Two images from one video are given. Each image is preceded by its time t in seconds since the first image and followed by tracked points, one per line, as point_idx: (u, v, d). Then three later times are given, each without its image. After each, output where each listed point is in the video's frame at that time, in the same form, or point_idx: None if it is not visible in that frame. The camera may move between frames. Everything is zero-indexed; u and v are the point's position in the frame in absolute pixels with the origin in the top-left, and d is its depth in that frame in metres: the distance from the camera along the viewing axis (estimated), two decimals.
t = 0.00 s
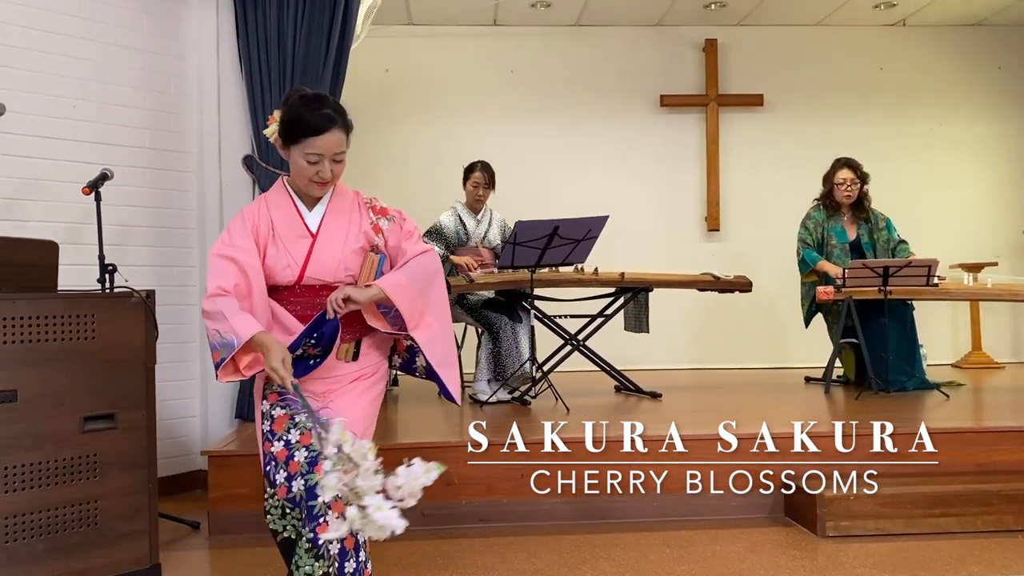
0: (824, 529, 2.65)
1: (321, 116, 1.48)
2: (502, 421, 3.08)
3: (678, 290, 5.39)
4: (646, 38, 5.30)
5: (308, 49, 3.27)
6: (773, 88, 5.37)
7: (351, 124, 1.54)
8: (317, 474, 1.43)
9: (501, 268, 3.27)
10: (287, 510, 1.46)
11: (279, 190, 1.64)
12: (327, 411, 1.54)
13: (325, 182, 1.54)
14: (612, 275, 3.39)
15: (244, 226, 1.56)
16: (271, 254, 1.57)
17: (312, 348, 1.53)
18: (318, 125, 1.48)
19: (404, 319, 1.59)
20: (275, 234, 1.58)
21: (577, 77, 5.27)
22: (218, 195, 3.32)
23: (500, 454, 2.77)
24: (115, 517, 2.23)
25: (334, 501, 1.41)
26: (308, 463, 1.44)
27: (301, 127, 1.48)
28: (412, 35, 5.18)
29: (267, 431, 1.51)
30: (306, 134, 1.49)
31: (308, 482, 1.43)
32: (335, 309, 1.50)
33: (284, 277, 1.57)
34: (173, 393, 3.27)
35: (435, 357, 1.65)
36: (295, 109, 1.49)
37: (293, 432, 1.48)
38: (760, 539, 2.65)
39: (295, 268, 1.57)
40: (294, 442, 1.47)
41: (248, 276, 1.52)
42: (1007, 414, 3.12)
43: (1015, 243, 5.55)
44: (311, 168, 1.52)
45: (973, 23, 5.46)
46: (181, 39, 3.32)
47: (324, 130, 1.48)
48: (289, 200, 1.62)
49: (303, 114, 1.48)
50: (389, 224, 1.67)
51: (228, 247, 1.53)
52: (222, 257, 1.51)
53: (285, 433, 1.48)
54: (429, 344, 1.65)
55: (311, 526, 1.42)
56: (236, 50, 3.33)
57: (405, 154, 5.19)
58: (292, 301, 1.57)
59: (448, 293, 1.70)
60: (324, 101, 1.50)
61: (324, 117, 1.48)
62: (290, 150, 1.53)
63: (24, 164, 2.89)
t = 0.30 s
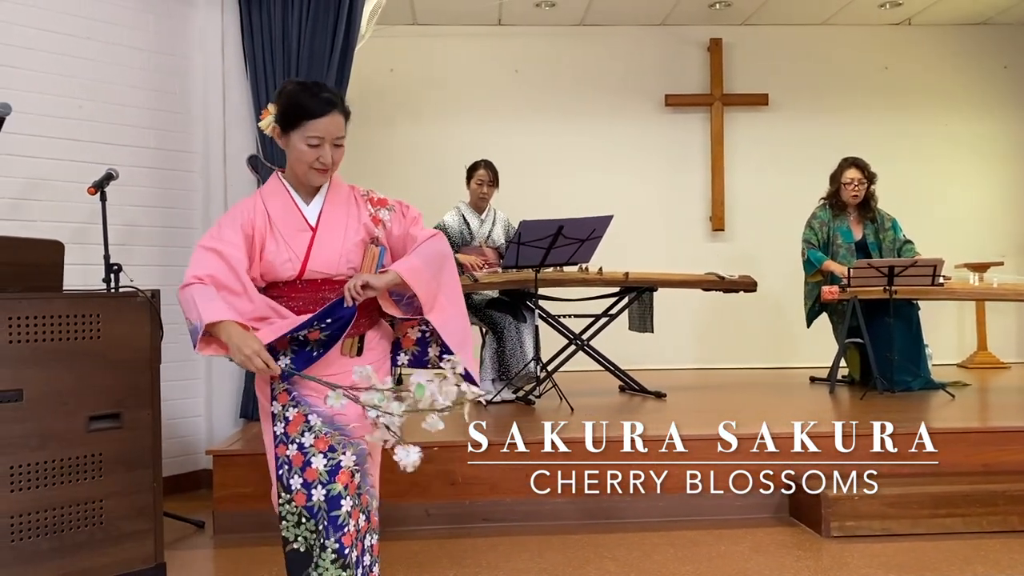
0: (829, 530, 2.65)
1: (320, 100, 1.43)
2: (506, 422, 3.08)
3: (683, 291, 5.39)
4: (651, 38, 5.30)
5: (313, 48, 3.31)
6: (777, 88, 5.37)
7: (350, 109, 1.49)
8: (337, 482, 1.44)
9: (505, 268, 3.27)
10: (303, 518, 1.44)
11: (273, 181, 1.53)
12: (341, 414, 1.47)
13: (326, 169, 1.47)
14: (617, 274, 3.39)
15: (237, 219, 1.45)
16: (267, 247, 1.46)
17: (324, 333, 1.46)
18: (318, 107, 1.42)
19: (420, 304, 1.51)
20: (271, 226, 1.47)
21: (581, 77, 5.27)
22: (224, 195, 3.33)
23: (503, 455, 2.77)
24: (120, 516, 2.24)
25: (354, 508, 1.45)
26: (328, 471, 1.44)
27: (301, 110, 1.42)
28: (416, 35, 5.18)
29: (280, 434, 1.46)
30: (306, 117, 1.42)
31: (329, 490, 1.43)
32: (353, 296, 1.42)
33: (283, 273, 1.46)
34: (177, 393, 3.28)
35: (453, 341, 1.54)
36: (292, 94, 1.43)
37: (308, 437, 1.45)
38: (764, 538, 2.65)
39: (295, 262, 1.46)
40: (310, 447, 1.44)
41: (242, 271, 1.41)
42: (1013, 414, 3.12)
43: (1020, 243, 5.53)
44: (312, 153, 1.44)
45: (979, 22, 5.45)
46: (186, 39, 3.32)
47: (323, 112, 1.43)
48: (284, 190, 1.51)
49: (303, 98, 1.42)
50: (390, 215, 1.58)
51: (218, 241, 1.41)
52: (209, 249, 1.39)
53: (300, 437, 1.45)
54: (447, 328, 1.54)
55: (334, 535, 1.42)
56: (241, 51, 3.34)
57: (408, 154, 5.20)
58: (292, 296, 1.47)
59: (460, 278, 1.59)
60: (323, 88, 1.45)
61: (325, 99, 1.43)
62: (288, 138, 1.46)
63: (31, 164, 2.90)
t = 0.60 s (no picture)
0: (832, 529, 2.65)
1: (315, 65, 1.42)
2: (508, 421, 3.08)
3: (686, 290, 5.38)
4: (653, 38, 5.29)
5: (316, 48, 3.31)
6: (779, 88, 5.36)
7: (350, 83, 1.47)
8: (345, 481, 1.37)
9: (507, 267, 3.27)
10: (297, 514, 1.37)
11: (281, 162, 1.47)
12: (352, 407, 1.39)
13: (322, 136, 1.42)
14: (620, 274, 3.39)
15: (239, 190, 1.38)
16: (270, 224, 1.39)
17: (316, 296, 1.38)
18: (313, 73, 1.41)
19: (427, 279, 1.38)
20: (278, 205, 1.40)
21: (583, 77, 5.27)
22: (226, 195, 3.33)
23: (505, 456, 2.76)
24: (123, 515, 2.24)
25: (361, 507, 1.38)
26: (335, 469, 1.37)
27: (297, 77, 1.41)
28: (418, 35, 5.18)
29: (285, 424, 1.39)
30: (301, 83, 1.41)
31: (334, 489, 1.36)
32: (353, 258, 1.32)
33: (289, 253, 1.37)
34: (181, 393, 3.28)
35: (461, 322, 1.44)
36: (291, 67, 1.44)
37: (315, 431, 1.38)
38: (767, 538, 2.64)
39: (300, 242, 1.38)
40: (316, 441, 1.37)
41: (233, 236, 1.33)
42: (1016, 414, 3.11)
43: None
44: (305, 117, 1.41)
45: (981, 22, 5.44)
46: (189, 39, 3.32)
47: (318, 75, 1.41)
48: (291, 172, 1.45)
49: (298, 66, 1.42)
50: (398, 198, 1.50)
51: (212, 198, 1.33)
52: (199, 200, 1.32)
53: (306, 430, 1.38)
54: (456, 308, 1.44)
55: (335, 533, 1.36)
56: (244, 50, 3.34)
57: (410, 154, 5.20)
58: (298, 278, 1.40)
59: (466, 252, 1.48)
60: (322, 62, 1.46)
61: (319, 65, 1.42)
62: (286, 111, 1.43)
63: (35, 164, 2.90)
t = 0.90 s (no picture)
0: (832, 530, 2.64)
1: (313, 52, 1.46)
2: (507, 422, 3.08)
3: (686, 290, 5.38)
4: (653, 38, 5.29)
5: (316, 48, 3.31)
6: (780, 88, 5.36)
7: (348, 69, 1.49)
8: (343, 474, 1.33)
9: (507, 267, 3.27)
10: (300, 506, 1.31)
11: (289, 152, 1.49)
12: (351, 399, 1.36)
13: (319, 113, 1.42)
14: (620, 274, 3.38)
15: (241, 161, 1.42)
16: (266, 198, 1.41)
17: (297, 247, 1.32)
18: (309, 58, 1.45)
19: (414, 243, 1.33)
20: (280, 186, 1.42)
21: (583, 76, 5.27)
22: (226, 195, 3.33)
23: (507, 456, 2.78)
24: (123, 515, 2.25)
25: (356, 502, 1.34)
26: (334, 460, 1.33)
27: (297, 64, 1.45)
28: (418, 35, 5.19)
29: (285, 414, 1.36)
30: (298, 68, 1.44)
31: (336, 480, 1.32)
32: (335, 207, 1.26)
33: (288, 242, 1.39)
34: (181, 392, 3.28)
35: (449, 295, 1.35)
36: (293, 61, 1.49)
37: (315, 419, 1.35)
38: (767, 538, 2.64)
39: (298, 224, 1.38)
40: (316, 430, 1.34)
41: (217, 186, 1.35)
42: (1016, 414, 3.11)
43: None
44: (302, 96, 1.42)
45: (981, 22, 5.44)
46: (189, 40, 3.32)
47: (314, 58, 1.44)
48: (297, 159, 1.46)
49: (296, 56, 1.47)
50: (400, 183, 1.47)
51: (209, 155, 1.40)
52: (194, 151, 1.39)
53: (306, 419, 1.35)
54: (444, 278, 1.35)
55: (332, 526, 1.31)
56: (245, 51, 3.35)
57: (410, 154, 5.20)
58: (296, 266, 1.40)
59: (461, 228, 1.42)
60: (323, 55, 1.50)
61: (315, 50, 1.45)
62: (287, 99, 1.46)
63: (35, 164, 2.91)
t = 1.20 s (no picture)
0: (829, 530, 2.64)
1: (305, 43, 1.46)
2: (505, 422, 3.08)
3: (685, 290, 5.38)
4: (651, 38, 5.30)
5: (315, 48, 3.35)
6: (778, 88, 5.36)
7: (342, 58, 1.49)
8: (335, 476, 1.31)
9: (505, 267, 3.27)
10: (293, 510, 1.29)
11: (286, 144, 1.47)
12: (342, 397, 1.34)
13: (311, 97, 1.41)
14: (617, 274, 3.38)
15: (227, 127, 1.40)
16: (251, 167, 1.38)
17: (268, 204, 1.28)
18: (302, 47, 1.45)
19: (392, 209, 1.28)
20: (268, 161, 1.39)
21: (582, 76, 5.27)
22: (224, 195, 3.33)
23: (506, 456, 2.78)
24: (121, 515, 2.24)
25: (346, 504, 1.32)
26: (325, 462, 1.31)
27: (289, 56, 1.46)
28: (416, 34, 5.18)
29: (275, 413, 1.34)
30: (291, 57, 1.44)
31: (327, 483, 1.30)
32: (313, 166, 1.23)
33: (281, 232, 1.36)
34: (179, 391, 3.28)
35: (422, 264, 1.28)
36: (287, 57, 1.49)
37: (305, 420, 1.32)
38: (764, 538, 2.65)
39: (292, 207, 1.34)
40: (306, 432, 1.31)
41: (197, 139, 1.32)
42: (1013, 414, 3.12)
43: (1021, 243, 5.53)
44: (294, 83, 1.41)
45: (979, 23, 5.45)
46: (187, 39, 3.30)
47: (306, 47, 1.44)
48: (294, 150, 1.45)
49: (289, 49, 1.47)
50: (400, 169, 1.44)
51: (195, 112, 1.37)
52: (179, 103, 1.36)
53: (296, 420, 1.32)
54: (421, 248, 1.29)
55: (326, 530, 1.29)
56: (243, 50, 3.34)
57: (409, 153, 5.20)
58: (290, 254, 1.37)
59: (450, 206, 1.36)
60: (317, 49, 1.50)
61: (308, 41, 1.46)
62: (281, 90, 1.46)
63: (34, 163, 2.90)
